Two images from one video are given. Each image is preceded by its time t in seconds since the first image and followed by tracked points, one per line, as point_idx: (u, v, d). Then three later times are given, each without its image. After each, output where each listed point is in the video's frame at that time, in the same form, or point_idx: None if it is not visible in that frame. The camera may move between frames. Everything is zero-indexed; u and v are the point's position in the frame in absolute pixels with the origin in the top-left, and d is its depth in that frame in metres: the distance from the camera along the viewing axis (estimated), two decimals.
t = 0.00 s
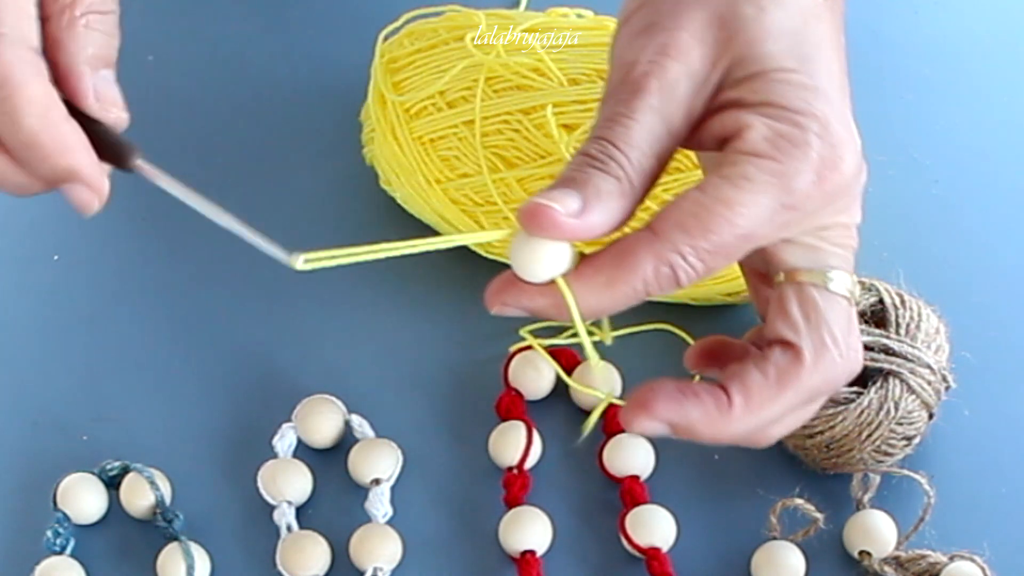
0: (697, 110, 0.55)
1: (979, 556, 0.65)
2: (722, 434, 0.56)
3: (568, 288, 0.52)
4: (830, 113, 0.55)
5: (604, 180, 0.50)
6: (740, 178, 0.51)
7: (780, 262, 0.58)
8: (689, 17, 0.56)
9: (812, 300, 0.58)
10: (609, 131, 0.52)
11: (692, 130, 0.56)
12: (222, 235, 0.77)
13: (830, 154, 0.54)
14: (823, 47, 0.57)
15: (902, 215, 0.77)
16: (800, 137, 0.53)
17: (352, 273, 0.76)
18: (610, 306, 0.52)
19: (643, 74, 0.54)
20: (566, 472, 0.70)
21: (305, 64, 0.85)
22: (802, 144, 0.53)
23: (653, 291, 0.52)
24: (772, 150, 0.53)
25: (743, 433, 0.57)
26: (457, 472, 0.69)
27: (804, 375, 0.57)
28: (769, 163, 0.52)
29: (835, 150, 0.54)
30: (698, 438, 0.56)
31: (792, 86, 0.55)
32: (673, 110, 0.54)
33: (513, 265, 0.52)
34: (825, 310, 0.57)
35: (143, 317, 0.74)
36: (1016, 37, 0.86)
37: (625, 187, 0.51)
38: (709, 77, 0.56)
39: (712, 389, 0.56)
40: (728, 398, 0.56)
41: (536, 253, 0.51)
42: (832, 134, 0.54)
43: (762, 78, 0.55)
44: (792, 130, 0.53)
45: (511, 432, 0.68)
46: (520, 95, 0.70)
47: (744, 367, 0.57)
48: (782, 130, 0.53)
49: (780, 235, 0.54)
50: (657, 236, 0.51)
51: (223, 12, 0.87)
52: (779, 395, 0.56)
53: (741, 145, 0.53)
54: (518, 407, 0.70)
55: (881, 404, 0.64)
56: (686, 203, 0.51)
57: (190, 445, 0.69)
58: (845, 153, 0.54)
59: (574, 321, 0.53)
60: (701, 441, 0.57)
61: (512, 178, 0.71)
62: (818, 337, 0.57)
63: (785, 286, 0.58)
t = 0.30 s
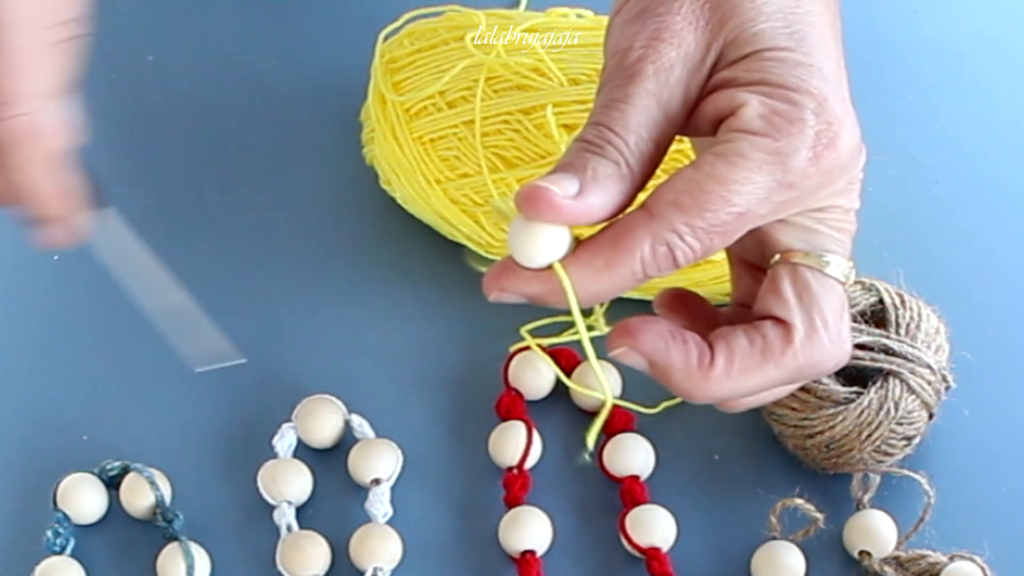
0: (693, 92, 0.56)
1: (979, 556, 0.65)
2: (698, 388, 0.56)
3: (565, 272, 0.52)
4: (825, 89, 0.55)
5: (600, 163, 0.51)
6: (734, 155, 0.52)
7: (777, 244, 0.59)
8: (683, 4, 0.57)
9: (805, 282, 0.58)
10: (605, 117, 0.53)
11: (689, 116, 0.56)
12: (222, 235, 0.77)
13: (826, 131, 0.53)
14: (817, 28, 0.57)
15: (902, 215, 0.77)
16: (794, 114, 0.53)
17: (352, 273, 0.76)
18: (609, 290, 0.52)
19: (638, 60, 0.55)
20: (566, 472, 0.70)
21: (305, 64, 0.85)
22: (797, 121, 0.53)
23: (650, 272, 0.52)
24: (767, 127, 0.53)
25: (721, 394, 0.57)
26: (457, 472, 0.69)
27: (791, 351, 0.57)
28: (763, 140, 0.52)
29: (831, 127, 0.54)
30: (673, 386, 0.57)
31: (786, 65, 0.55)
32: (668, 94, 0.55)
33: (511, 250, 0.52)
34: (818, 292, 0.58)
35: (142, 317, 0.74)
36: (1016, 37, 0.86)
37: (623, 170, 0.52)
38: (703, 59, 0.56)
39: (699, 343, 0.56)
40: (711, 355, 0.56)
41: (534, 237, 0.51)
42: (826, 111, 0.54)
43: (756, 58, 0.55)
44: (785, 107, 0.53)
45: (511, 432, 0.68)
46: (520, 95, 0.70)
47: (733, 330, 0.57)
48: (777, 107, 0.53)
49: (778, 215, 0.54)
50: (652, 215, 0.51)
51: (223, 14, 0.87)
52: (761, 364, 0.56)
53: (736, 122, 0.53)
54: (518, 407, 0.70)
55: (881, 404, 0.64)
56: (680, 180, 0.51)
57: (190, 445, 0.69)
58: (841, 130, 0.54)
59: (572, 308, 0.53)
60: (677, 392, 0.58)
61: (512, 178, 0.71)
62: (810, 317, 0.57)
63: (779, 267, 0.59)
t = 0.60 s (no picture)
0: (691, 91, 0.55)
1: (979, 555, 0.65)
2: (664, 383, 0.56)
3: (551, 256, 0.52)
4: (823, 105, 0.55)
5: (592, 152, 0.50)
6: (728, 160, 0.52)
7: (755, 249, 0.60)
8: (689, 4, 0.56)
9: (779, 290, 0.59)
10: (602, 107, 0.52)
11: (684, 114, 0.56)
12: (222, 235, 0.77)
13: (821, 147, 0.54)
14: (820, 44, 0.57)
15: (901, 216, 0.77)
16: (792, 126, 0.53)
17: (352, 273, 0.76)
18: (591, 278, 0.52)
19: (640, 54, 0.55)
20: (566, 472, 0.70)
21: (305, 63, 0.85)
22: (794, 133, 0.53)
23: (633, 264, 0.53)
24: (764, 136, 0.53)
25: (685, 391, 0.57)
26: (457, 472, 0.69)
27: (759, 356, 0.57)
28: (757, 148, 0.52)
29: (827, 143, 0.54)
30: (638, 379, 0.57)
31: (788, 77, 0.55)
32: (666, 91, 0.54)
33: (496, 230, 0.51)
34: (790, 302, 0.58)
35: (142, 317, 0.74)
36: (1014, 38, 0.86)
37: (613, 162, 0.51)
38: (705, 63, 0.56)
39: (668, 339, 0.56)
40: (679, 353, 0.56)
41: (522, 219, 0.49)
42: (824, 127, 0.54)
43: (760, 68, 0.55)
44: (783, 117, 0.54)
45: (511, 432, 0.68)
46: (520, 95, 0.70)
47: (703, 330, 0.57)
48: (776, 117, 0.53)
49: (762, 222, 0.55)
50: (643, 209, 0.51)
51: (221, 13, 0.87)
52: (727, 366, 0.57)
53: (734, 128, 0.53)
54: (518, 407, 0.70)
55: (881, 404, 0.65)
56: (674, 179, 0.51)
57: (190, 445, 0.69)
58: (835, 147, 0.54)
59: (556, 291, 0.52)
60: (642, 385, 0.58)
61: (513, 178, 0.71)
62: (780, 325, 0.58)
63: (755, 272, 0.59)
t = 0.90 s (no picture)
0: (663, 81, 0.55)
1: (979, 555, 0.65)
2: (620, 371, 0.56)
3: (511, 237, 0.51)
4: (792, 102, 0.55)
5: (556, 136, 0.50)
6: (693, 150, 0.52)
7: (718, 243, 0.58)
8: None
9: (741, 286, 0.57)
10: (570, 92, 0.52)
11: (654, 104, 0.56)
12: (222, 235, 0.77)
13: (787, 142, 0.54)
14: (793, 40, 0.57)
15: (901, 216, 0.77)
16: (759, 120, 0.53)
17: (352, 273, 0.76)
18: (550, 259, 0.52)
19: (613, 42, 0.55)
20: (566, 472, 0.70)
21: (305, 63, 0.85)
22: (761, 128, 0.53)
23: (594, 249, 0.52)
24: (731, 129, 0.53)
25: (641, 380, 0.57)
26: (457, 472, 0.69)
27: (716, 350, 0.56)
28: (722, 139, 0.52)
29: (794, 138, 0.54)
30: (595, 366, 0.56)
31: (758, 71, 0.55)
32: (636, 79, 0.54)
33: (456, 207, 0.51)
34: (751, 297, 0.57)
35: (142, 317, 0.74)
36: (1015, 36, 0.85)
37: (576, 147, 0.51)
38: (677, 54, 0.56)
39: (627, 328, 0.56)
40: (636, 342, 0.56)
41: (483, 198, 0.49)
42: (791, 123, 0.54)
43: (731, 61, 0.55)
44: (751, 111, 0.53)
45: (511, 432, 0.68)
46: (521, 95, 0.70)
47: (664, 321, 0.57)
48: (744, 111, 0.53)
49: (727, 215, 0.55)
50: (605, 194, 0.50)
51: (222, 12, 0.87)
52: (683, 359, 0.56)
53: (701, 118, 0.53)
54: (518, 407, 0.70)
55: (881, 404, 0.65)
56: (638, 166, 0.51)
57: (190, 445, 0.69)
58: (802, 144, 0.54)
59: (516, 272, 0.52)
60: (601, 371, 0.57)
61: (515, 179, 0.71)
62: (739, 321, 0.57)
63: (717, 266, 0.58)
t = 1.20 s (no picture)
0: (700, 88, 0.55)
1: (979, 555, 0.65)
2: (650, 378, 0.57)
3: (545, 242, 0.53)
4: (827, 114, 0.55)
5: (595, 143, 0.51)
6: (727, 161, 0.52)
7: (749, 250, 0.60)
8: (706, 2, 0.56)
9: (770, 294, 0.59)
10: (609, 97, 0.53)
11: (690, 111, 0.56)
12: (222, 235, 0.77)
13: (821, 156, 0.54)
14: (830, 53, 0.57)
15: (901, 216, 0.77)
16: (795, 132, 0.54)
17: (352, 273, 0.76)
18: (583, 265, 0.53)
19: (652, 47, 0.55)
20: (566, 472, 0.70)
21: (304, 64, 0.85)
22: (796, 141, 0.54)
23: (626, 256, 0.53)
24: (767, 141, 0.53)
25: (668, 388, 0.58)
26: (457, 472, 0.69)
27: (744, 358, 0.58)
28: (757, 152, 0.53)
29: (828, 151, 0.54)
30: (624, 374, 0.58)
31: (795, 83, 0.55)
32: (674, 86, 0.54)
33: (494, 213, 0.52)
34: (779, 306, 0.59)
35: (142, 317, 0.74)
36: (1016, 37, 0.85)
37: (614, 154, 0.52)
38: (715, 62, 0.56)
39: (656, 336, 0.57)
40: (666, 350, 0.57)
41: (520, 204, 0.51)
42: (828, 137, 0.54)
43: (767, 71, 0.55)
44: (787, 123, 0.54)
45: (511, 432, 0.68)
46: (521, 95, 0.72)
47: (692, 329, 0.58)
48: (779, 123, 0.54)
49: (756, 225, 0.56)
50: (640, 203, 0.52)
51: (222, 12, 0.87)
52: (710, 366, 0.58)
53: (736, 129, 0.53)
54: (518, 407, 0.70)
55: (881, 404, 0.65)
56: (674, 176, 0.52)
57: (190, 445, 0.69)
58: (835, 156, 0.55)
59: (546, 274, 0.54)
60: (628, 379, 0.58)
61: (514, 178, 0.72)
62: (767, 329, 0.59)
63: (747, 273, 0.60)
